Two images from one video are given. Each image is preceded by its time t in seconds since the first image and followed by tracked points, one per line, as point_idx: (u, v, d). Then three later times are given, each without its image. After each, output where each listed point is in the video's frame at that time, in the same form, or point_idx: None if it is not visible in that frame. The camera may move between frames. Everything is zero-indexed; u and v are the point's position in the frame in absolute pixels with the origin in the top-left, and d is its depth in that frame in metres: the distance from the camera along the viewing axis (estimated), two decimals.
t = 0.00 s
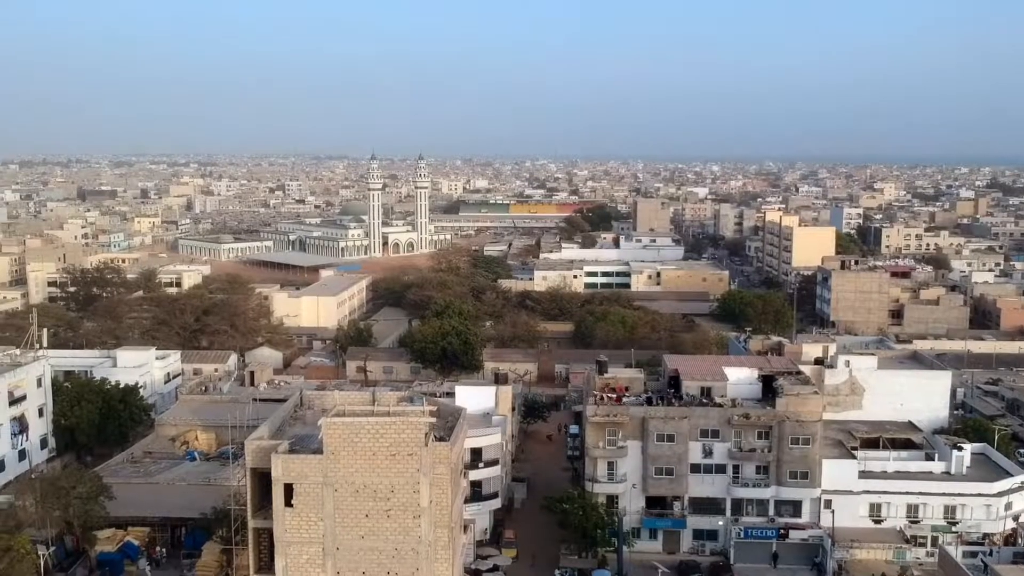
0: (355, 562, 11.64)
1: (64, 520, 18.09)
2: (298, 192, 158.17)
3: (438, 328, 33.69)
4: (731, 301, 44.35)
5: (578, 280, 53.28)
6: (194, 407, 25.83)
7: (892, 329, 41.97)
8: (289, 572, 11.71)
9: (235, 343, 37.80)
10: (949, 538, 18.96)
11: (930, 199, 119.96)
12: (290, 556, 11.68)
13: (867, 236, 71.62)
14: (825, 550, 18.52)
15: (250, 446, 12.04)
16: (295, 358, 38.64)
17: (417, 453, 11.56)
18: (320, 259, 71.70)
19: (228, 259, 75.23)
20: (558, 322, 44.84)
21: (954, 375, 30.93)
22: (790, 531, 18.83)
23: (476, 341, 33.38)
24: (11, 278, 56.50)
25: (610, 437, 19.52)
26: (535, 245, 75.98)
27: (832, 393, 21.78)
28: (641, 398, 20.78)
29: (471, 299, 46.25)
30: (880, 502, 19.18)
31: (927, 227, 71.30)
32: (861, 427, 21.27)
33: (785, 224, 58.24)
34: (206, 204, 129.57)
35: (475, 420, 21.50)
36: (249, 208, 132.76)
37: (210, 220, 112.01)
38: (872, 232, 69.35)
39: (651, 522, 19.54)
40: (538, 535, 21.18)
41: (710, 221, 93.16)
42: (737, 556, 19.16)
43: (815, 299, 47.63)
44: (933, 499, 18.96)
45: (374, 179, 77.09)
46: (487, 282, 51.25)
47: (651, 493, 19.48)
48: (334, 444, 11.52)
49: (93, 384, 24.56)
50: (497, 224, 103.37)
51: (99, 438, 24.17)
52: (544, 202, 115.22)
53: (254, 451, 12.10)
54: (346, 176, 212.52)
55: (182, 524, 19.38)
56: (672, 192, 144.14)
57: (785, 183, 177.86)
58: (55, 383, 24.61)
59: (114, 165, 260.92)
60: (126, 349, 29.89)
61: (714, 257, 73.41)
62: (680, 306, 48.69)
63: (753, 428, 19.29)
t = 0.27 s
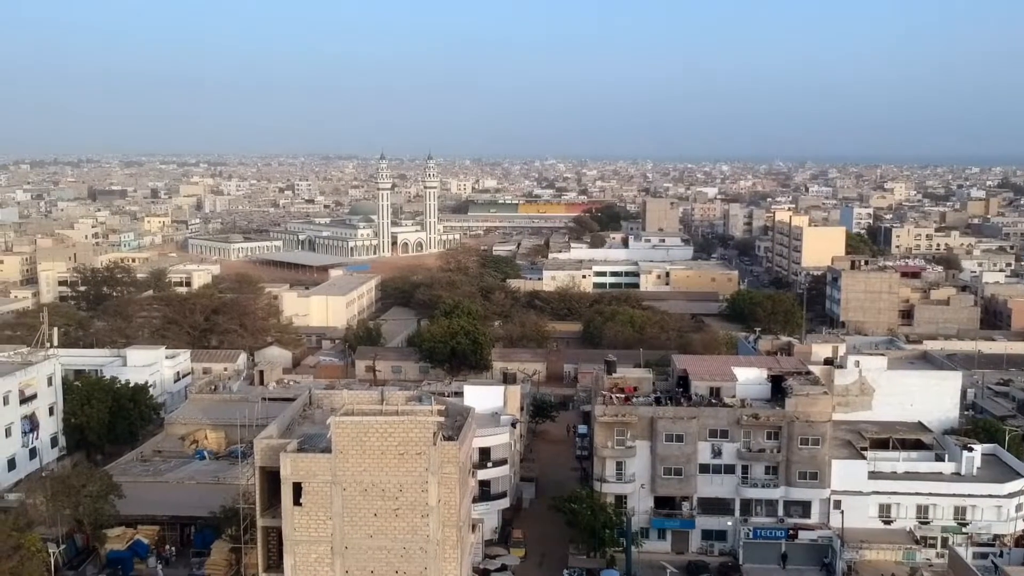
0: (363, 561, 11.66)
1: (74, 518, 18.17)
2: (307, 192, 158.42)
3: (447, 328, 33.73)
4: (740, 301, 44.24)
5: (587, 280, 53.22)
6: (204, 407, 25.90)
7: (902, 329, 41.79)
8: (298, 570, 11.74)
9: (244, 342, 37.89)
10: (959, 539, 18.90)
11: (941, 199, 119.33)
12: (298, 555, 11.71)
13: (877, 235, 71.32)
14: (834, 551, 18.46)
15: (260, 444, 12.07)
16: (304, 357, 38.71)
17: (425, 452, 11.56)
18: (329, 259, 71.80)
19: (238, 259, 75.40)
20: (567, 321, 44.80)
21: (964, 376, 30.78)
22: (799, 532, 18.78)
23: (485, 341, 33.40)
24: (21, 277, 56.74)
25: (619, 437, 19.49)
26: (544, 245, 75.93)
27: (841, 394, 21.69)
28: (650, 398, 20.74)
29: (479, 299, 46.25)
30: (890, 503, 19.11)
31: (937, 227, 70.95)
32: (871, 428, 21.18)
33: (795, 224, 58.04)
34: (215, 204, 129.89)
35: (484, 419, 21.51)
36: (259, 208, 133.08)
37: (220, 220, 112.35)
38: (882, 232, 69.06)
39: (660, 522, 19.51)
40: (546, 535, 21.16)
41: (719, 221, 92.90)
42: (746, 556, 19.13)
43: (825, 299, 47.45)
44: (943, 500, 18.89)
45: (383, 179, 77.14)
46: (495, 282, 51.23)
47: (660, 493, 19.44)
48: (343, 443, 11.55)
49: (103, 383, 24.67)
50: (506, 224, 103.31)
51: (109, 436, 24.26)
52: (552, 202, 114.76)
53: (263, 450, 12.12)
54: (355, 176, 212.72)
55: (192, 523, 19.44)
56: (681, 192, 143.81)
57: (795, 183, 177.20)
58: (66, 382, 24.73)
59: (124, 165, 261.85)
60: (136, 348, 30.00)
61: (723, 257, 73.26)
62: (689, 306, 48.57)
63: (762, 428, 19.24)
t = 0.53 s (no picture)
0: (363, 560, 11.66)
1: (74, 518, 18.18)
2: (307, 192, 158.39)
3: (447, 328, 33.76)
4: (740, 301, 44.26)
5: (587, 280, 53.21)
6: (204, 407, 25.90)
7: (902, 329, 41.80)
8: (297, 570, 11.74)
9: (244, 342, 37.89)
10: (958, 539, 18.90)
11: (941, 199, 119.27)
12: (298, 555, 11.71)
13: (877, 236, 71.32)
14: (834, 551, 18.46)
15: (259, 444, 12.06)
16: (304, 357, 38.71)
17: (425, 452, 11.56)
18: (329, 259, 71.78)
19: (238, 259, 75.38)
20: (566, 321, 44.81)
21: (964, 376, 30.80)
22: (799, 532, 18.79)
23: (485, 341, 33.41)
24: (21, 277, 56.72)
25: (618, 437, 19.48)
26: (544, 245, 75.94)
27: (841, 394, 21.69)
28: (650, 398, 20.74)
29: (479, 299, 46.24)
30: (890, 503, 19.11)
31: (937, 227, 70.94)
32: (870, 427, 21.18)
33: (794, 224, 58.05)
34: (215, 204, 129.83)
35: (484, 419, 21.50)
36: (259, 208, 133.09)
37: (220, 220, 112.38)
38: (882, 233, 69.07)
39: (659, 522, 19.51)
40: (546, 535, 21.17)
41: (719, 221, 92.88)
42: (746, 556, 19.13)
43: (825, 299, 47.45)
44: (943, 500, 18.90)
45: (383, 179, 77.11)
46: (495, 282, 51.22)
47: (659, 493, 19.44)
48: (343, 443, 11.55)
49: (103, 383, 24.67)
50: (505, 224, 103.29)
51: (109, 436, 24.26)
52: (552, 202, 114.49)
53: (263, 450, 12.12)
54: (355, 177, 212.59)
55: (191, 522, 19.44)
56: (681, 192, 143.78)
57: (795, 183, 177.02)
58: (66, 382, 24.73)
59: (124, 165, 261.73)
60: (136, 347, 30.02)
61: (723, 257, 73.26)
62: (689, 306, 48.57)
63: (761, 428, 19.24)
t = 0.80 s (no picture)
0: (362, 560, 11.67)
1: (74, 517, 18.20)
2: (307, 192, 158.36)
3: (446, 328, 33.78)
4: (739, 301, 44.27)
5: (587, 280, 53.20)
6: (203, 406, 25.91)
7: (902, 329, 41.81)
8: (297, 570, 11.75)
9: (244, 342, 37.88)
10: (958, 539, 18.90)
11: (941, 199, 119.23)
12: (297, 555, 11.72)
13: (876, 235, 71.31)
14: (833, 550, 18.48)
15: (259, 444, 12.06)
16: (304, 357, 38.71)
17: (425, 452, 11.56)
18: (328, 259, 71.79)
19: (237, 259, 75.37)
20: (566, 321, 44.81)
21: (963, 376, 30.82)
22: (798, 531, 18.79)
23: (484, 340, 33.42)
24: (21, 277, 56.74)
25: (618, 437, 19.48)
26: (544, 245, 75.94)
27: (840, 393, 21.69)
28: (649, 398, 20.73)
29: (479, 299, 46.24)
30: (890, 502, 19.12)
31: (937, 227, 70.94)
32: (869, 427, 21.18)
33: (794, 224, 58.04)
34: (215, 204, 129.78)
35: (483, 419, 21.51)
36: (259, 208, 133.10)
37: (220, 220, 112.47)
38: (881, 232, 69.07)
39: (659, 522, 19.52)
40: (546, 535, 21.18)
41: (718, 221, 92.87)
42: (745, 556, 19.14)
43: (824, 299, 47.45)
44: (942, 500, 18.89)
45: (383, 179, 77.08)
46: (495, 282, 51.20)
47: (659, 493, 19.44)
48: (342, 442, 11.56)
49: (102, 383, 24.68)
50: (505, 224, 103.24)
51: (109, 436, 24.28)
52: (552, 202, 113.73)
53: (262, 450, 12.13)
54: (355, 177, 212.42)
55: (191, 522, 19.47)
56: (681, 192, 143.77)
57: (794, 183, 177.07)
58: (66, 382, 24.75)
59: (124, 165, 261.58)
60: (137, 347, 30.04)
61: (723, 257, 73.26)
62: (689, 306, 48.56)
63: (761, 428, 19.24)
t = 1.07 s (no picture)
0: (362, 560, 11.67)
1: (73, 517, 18.21)
2: (306, 192, 158.32)
3: (446, 328, 33.79)
4: (739, 301, 44.28)
5: (587, 279, 53.22)
6: (203, 406, 25.91)
7: (902, 329, 41.81)
8: (297, 570, 11.75)
9: (244, 342, 37.88)
10: (958, 538, 18.90)
11: (941, 199, 119.21)
12: (297, 554, 11.72)
13: (876, 235, 71.30)
14: (833, 550, 18.48)
15: (259, 444, 12.06)
16: (304, 357, 38.74)
17: (424, 451, 11.57)
18: (328, 258, 71.81)
19: (237, 259, 75.42)
20: (566, 321, 44.83)
21: (963, 375, 30.82)
22: (798, 531, 18.80)
23: (484, 340, 33.43)
24: (21, 276, 56.77)
25: (617, 437, 19.48)
26: (544, 245, 75.94)
27: (840, 393, 21.71)
28: (649, 398, 20.73)
29: (479, 298, 46.25)
30: (889, 502, 19.13)
31: (937, 227, 70.93)
32: (869, 427, 21.19)
33: (794, 224, 58.05)
34: (215, 204, 129.80)
35: (483, 419, 21.51)
36: (259, 208, 133.08)
37: (220, 220, 112.45)
38: (881, 232, 69.06)
39: (659, 522, 19.51)
40: (546, 535, 21.19)
41: (718, 221, 92.87)
42: (745, 556, 19.14)
43: (824, 299, 47.45)
44: (942, 500, 18.90)
45: (383, 179, 77.06)
46: (495, 282, 51.20)
47: (658, 492, 19.44)
48: (342, 442, 11.56)
49: (102, 383, 24.68)
50: (505, 224, 103.25)
51: (108, 436, 24.29)
52: (552, 202, 113.91)
53: (262, 449, 12.13)
54: (355, 176, 212.14)
55: (191, 522, 19.48)
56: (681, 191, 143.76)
57: (794, 183, 176.95)
58: (65, 382, 24.73)
59: (124, 165, 261.47)
60: (136, 347, 30.04)
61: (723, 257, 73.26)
62: (689, 306, 48.57)
63: (761, 428, 19.25)
